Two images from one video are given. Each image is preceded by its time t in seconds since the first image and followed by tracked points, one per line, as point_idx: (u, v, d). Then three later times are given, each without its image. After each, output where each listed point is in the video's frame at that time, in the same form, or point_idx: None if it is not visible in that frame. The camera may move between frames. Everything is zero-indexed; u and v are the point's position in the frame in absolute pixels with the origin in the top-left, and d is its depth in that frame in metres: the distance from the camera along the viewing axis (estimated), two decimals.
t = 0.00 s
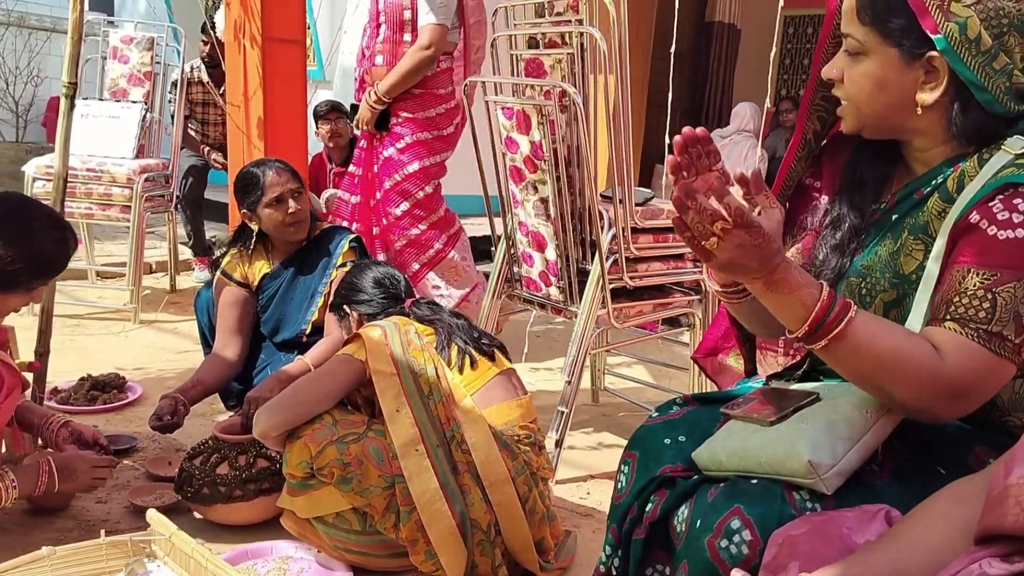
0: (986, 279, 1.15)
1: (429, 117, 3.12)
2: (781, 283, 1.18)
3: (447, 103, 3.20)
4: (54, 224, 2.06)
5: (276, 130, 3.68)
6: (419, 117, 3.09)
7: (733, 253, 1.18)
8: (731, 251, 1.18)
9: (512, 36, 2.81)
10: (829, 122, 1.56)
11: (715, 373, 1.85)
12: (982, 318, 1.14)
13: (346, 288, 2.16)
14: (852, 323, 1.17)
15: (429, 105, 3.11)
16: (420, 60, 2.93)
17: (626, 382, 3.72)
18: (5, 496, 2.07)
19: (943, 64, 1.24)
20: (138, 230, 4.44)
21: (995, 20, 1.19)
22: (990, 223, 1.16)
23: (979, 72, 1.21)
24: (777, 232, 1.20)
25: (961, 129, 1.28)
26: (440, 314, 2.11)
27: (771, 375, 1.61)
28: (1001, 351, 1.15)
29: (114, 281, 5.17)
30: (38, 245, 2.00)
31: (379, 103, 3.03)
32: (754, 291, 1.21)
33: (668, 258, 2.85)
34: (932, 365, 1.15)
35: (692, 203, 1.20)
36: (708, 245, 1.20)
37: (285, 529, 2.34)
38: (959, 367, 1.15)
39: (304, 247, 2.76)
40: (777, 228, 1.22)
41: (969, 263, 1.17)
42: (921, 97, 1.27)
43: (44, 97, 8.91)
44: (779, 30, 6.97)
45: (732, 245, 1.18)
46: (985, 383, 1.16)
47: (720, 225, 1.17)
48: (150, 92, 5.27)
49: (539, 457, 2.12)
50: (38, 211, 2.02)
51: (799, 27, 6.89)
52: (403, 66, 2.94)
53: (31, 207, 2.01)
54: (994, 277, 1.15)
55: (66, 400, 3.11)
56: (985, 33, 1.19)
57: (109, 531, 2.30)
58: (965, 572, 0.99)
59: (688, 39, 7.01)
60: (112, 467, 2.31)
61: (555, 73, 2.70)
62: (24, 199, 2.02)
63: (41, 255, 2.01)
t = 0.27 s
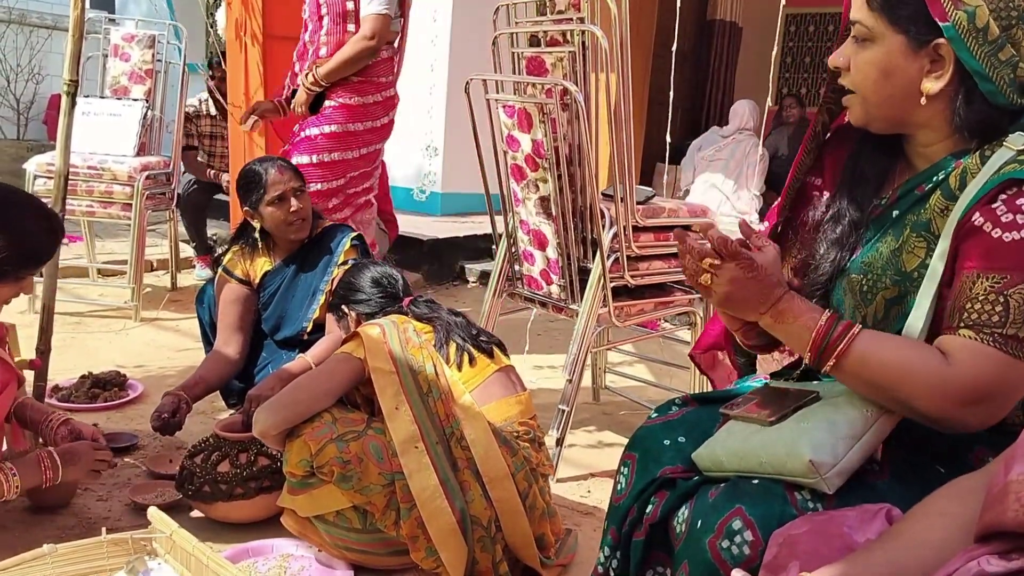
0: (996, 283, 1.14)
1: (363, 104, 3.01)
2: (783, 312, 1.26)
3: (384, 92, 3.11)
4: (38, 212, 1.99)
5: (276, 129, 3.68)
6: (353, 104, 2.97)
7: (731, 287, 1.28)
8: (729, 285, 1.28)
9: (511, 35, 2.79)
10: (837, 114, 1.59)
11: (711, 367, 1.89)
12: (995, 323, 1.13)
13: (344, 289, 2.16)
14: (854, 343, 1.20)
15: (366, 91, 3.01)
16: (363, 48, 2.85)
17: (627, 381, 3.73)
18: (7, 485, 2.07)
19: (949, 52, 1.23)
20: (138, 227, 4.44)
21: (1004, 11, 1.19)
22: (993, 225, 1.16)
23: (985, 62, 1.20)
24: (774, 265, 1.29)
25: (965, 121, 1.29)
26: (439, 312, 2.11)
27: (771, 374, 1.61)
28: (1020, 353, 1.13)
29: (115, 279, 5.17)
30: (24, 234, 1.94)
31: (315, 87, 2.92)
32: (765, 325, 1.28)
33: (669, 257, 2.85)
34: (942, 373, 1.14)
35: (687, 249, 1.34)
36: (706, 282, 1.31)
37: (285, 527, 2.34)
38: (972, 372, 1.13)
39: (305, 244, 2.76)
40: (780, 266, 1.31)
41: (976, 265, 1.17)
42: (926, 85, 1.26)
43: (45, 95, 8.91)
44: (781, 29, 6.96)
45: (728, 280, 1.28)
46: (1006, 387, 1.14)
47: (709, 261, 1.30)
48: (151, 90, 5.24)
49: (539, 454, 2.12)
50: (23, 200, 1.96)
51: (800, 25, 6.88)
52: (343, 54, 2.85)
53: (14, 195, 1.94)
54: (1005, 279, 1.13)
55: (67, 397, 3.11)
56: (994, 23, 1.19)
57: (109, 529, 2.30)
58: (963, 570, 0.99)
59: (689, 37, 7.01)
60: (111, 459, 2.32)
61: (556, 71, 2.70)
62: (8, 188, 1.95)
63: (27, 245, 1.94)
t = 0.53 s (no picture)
0: (1002, 279, 1.14)
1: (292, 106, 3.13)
2: (786, 308, 1.25)
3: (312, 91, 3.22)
4: (26, 200, 1.98)
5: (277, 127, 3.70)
6: (278, 108, 3.10)
7: (737, 284, 1.25)
8: (736, 283, 1.26)
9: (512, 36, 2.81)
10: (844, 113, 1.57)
11: (717, 366, 1.86)
12: (1002, 319, 1.12)
13: (345, 287, 2.18)
14: (860, 337, 1.20)
15: (291, 94, 3.13)
16: (283, 50, 2.96)
17: (629, 379, 3.72)
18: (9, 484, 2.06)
19: (945, 54, 1.23)
20: (140, 225, 4.45)
21: (1003, 13, 1.18)
22: (1000, 223, 1.16)
23: (983, 63, 1.20)
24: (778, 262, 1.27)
25: (965, 123, 1.28)
26: (440, 311, 2.11)
27: (774, 372, 1.61)
28: None
29: (117, 277, 5.18)
30: (15, 223, 1.93)
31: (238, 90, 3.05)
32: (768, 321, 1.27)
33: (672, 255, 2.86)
34: (949, 368, 1.14)
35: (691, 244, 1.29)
36: (711, 280, 1.28)
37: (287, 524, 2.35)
38: (980, 367, 1.13)
39: (308, 243, 2.75)
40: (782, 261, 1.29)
41: (982, 262, 1.17)
42: (921, 86, 1.27)
43: (48, 93, 8.92)
44: (783, 27, 6.94)
45: (736, 276, 1.25)
46: (1012, 383, 1.14)
47: (717, 258, 1.26)
48: (152, 88, 5.23)
49: (540, 451, 2.13)
50: (10, 189, 1.96)
51: (802, 23, 6.87)
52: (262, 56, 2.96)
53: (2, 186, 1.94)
54: (1011, 276, 1.14)
55: (70, 395, 3.12)
56: (993, 25, 1.18)
57: (111, 526, 2.30)
58: (964, 566, 0.99)
59: (690, 36, 7.00)
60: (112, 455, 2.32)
61: (558, 69, 2.69)
62: None
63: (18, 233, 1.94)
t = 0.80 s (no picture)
0: (996, 264, 1.15)
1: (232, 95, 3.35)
2: (785, 260, 1.20)
3: (252, 81, 3.43)
4: (26, 197, 1.99)
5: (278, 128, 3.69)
6: (218, 96, 3.31)
7: (740, 228, 1.21)
8: (740, 227, 1.21)
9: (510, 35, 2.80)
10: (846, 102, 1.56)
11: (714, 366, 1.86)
12: (992, 303, 1.14)
13: (345, 287, 2.18)
14: (857, 300, 1.17)
15: (231, 83, 3.35)
16: (212, 36, 3.17)
17: (629, 379, 3.72)
18: (10, 486, 2.07)
19: (956, 44, 1.24)
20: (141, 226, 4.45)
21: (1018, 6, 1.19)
22: (1004, 208, 1.17)
23: (995, 55, 1.21)
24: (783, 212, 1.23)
25: (973, 114, 1.29)
26: (440, 311, 2.12)
27: (775, 372, 1.60)
28: (1008, 336, 1.15)
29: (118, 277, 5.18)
30: (15, 220, 1.93)
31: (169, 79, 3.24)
32: (764, 271, 1.23)
33: (672, 255, 2.86)
34: (939, 345, 1.14)
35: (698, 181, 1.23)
36: (714, 221, 1.22)
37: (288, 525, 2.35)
38: (967, 348, 1.14)
39: (306, 244, 2.73)
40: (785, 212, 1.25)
41: (980, 247, 1.17)
42: (931, 78, 1.27)
43: (49, 94, 8.92)
44: (784, 27, 6.94)
45: (739, 221, 1.20)
46: (992, 367, 1.16)
47: (725, 200, 1.21)
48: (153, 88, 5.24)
49: (540, 452, 2.13)
50: (9, 186, 1.96)
51: (803, 23, 6.87)
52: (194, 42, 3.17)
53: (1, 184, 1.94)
54: (1005, 261, 1.14)
55: (71, 395, 3.12)
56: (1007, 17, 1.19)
57: (113, 527, 2.30)
58: (966, 566, 0.99)
59: (691, 36, 7.01)
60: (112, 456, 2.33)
61: (559, 69, 2.69)
62: None
63: (18, 230, 1.94)
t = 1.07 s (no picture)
0: (1020, 275, 1.13)
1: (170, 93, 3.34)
2: (809, 314, 1.26)
3: (189, 79, 3.42)
4: (31, 199, 1.99)
5: (277, 127, 3.68)
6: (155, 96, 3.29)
7: (757, 293, 1.30)
8: (754, 290, 1.31)
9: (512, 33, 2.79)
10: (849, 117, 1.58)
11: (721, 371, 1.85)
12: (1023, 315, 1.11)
13: (347, 285, 2.15)
14: (883, 340, 1.19)
15: (169, 83, 3.33)
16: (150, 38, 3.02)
17: (629, 379, 3.72)
18: (13, 486, 2.07)
19: (954, 46, 1.23)
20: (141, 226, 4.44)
21: (1010, 7, 1.18)
22: (1012, 218, 1.16)
23: (991, 54, 1.20)
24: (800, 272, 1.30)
25: (972, 115, 1.29)
26: (444, 311, 2.11)
27: (777, 372, 1.60)
28: None
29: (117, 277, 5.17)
30: (19, 222, 1.93)
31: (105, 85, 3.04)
32: (794, 332, 1.29)
33: (672, 255, 2.86)
34: (974, 366, 1.12)
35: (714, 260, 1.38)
36: (732, 292, 1.34)
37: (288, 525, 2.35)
38: (1008, 362, 1.11)
39: (303, 246, 2.73)
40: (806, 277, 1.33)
41: (996, 260, 1.16)
42: (931, 81, 1.27)
43: (49, 94, 8.91)
44: (783, 26, 6.94)
45: (753, 285, 1.31)
46: None
47: (734, 269, 1.33)
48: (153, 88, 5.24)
49: (541, 454, 2.13)
50: (13, 188, 1.95)
51: (802, 23, 6.86)
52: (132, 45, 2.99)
53: (6, 186, 1.94)
54: None
55: (71, 395, 3.12)
56: (1000, 17, 1.18)
57: (113, 527, 2.30)
58: (967, 565, 0.99)
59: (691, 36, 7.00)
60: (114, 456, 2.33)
61: (558, 69, 2.70)
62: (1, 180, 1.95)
63: (23, 233, 1.94)
